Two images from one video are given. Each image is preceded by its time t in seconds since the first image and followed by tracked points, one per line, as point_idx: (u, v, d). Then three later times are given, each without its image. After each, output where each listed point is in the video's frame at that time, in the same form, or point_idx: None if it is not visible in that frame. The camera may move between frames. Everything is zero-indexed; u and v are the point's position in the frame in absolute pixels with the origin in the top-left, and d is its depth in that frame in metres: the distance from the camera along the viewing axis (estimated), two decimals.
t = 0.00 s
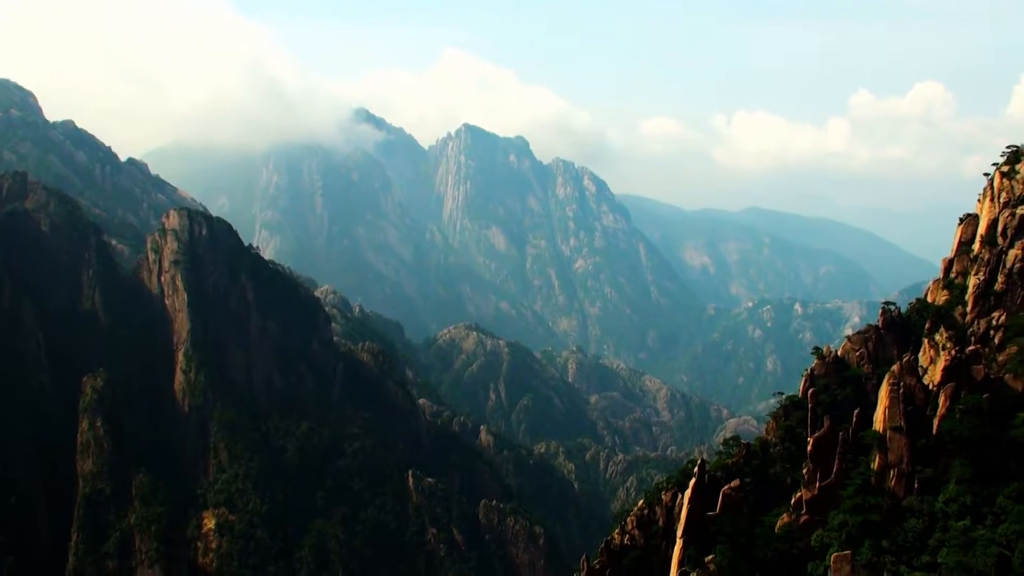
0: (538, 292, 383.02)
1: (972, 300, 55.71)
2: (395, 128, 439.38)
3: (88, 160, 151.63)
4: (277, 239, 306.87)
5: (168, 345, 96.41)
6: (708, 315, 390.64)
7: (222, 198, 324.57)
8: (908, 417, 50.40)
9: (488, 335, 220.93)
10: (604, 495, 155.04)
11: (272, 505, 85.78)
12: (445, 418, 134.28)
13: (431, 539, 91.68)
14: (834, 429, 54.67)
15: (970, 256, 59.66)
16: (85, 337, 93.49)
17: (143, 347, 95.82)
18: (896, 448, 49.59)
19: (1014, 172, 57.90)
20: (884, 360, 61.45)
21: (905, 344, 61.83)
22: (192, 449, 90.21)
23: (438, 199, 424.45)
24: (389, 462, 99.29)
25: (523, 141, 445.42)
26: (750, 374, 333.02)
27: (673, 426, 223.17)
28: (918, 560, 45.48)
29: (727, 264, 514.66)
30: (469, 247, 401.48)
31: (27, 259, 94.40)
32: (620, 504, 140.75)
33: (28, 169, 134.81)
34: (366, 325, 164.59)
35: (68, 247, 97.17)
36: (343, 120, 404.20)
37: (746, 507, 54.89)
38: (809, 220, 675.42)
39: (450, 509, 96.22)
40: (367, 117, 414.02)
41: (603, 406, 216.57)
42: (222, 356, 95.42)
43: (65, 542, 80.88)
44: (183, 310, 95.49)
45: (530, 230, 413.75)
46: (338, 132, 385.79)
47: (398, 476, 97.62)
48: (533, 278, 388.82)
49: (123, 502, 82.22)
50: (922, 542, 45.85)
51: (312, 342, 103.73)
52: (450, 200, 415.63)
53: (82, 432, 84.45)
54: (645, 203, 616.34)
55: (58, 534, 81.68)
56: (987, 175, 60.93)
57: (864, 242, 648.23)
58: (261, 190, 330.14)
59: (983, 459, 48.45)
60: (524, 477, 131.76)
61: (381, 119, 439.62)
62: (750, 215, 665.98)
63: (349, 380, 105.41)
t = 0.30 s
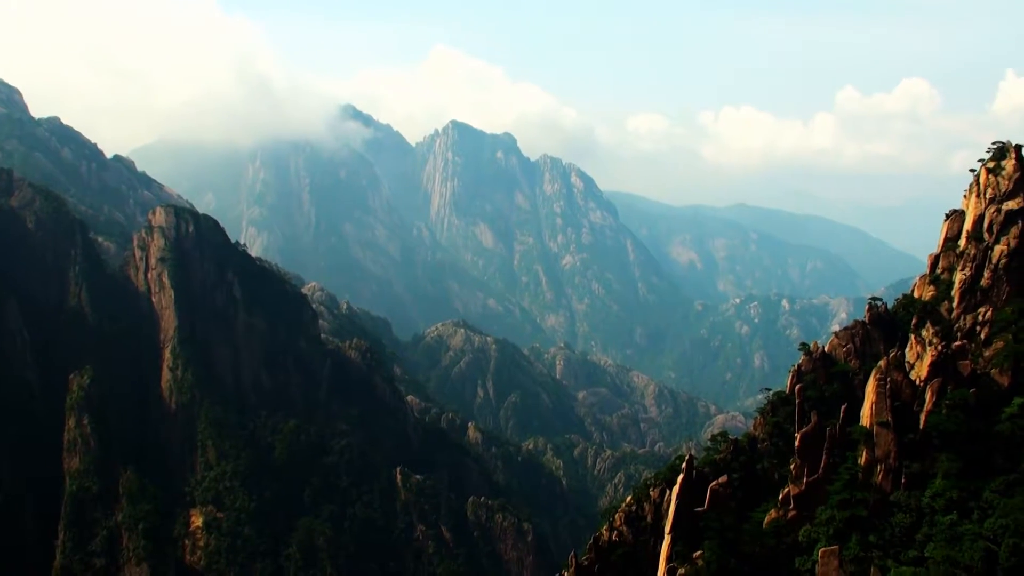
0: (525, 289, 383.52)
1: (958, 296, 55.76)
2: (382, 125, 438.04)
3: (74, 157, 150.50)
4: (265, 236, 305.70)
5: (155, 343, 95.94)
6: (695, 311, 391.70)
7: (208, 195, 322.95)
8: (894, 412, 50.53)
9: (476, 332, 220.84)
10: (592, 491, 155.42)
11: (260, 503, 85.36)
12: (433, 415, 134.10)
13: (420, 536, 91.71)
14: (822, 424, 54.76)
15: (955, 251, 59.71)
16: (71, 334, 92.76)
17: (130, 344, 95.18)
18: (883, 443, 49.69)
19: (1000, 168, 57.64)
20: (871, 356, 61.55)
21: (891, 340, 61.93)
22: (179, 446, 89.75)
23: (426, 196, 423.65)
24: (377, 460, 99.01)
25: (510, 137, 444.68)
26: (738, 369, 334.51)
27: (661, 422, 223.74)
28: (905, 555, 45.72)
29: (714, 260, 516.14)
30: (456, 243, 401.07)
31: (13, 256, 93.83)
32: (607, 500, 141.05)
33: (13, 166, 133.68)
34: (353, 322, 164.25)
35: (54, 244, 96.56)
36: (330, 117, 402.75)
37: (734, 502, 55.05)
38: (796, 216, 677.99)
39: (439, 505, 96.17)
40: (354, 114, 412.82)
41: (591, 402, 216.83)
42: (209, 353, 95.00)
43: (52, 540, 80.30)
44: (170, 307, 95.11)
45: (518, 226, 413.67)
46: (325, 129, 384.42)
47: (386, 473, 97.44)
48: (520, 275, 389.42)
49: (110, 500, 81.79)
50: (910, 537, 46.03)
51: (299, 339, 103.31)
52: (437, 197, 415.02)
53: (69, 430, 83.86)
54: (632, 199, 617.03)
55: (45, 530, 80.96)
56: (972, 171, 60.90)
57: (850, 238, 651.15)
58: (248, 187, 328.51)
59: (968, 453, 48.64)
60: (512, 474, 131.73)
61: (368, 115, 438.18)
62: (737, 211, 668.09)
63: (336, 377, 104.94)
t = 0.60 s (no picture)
0: (508, 286, 385.00)
1: (940, 292, 55.90)
2: (365, 122, 436.26)
3: (55, 155, 148.86)
4: (248, 234, 303.72)
5: (137, 342, 95.03)
6: (679, 308, 392.80)
7: (191, 193, 320.27)
8: (877, 408, 50.83)
9: (459, 330, 220.25)
10: (576, 488, 155.67)
11: (244, 502, 84.89)
12: (417, 413, 133.77)
13: (404, 534, 91.48)
14: (805, 421, 54.94)
15: (937, 248, 59.89)
16: (52, 332, 91.72)
17: (113, 343, 94.27)
18: (866, 439, 49.93)
19: (981, 164, 57.81)
20: (853, 353, 61.71)
21: (874, 336, 62.07)
22: (162, 446, 89.10)
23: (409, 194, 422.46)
24: (361, 458, 98.43)
25: (493, 135, 443.64)
26: (721, 366, 336.19)
27: (644, 419, 224.30)
28: (888, 550, 45.94)
29: (697, 257, 517.80)
30: (439, 241, 400.52)
31: None
32: (591, 498, 141.34)
33: None
34: (336, 319, 163.61)
35: (35, 243, 95.60)
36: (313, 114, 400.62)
37: (717, 499, 55.21)
38: (778, 214, 681.43)
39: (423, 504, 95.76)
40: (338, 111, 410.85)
41: (575, 399, 216.86)
42: (192, 352, 94.25)
43: (34, 540, 79.51)
44: (153, 306, 94.36)
45: (501, 224, 413.49)
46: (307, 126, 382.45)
47: (370, 471, 97.11)
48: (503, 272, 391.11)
49: (93, 499, 81.08)
50: (893, 532, 46.32)
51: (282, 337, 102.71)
52: (420, 195, 414.05)
53: (51, 429, 83.17)
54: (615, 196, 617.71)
55: (26, 531, 80.09)
56: (954, 167, 61.06)
57: (832, 235, 655.11)
58: (230, 184, 326.26)
59: (950, 449, 48.96)
60: (496, 472, 131.59)
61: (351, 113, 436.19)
62: (720, 208, 670.66)
63: (319, 375, 104.41)
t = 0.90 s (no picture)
0: (490, 285, 384.39)
1: (920, 289, 55.94)
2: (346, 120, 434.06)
3: (34, 153, 146.74)
4: (228, 233, 301.44)
5: (117, 341, 93.92)
6: (660, 306, 393.60)
7: (171, 191, 317.31)
8: (858, 405, 50.85)
9: (441, 328, 219.32)
10: (558, 486, 155.48)
11: (225, 501, 84.02)
12: (398, 412, 133.06)
13: (385, 533, 90.78)
14: (786, 418, 54.87)
15: (917, 245, 59.86)
16: (31, 332, 90.54)
17: (92, 343, 93.07)
18: (846, 437, 49.92)
19: (960, 162, 57.90)
20: (834, 350, 61.72)
21: (854, 334, 62.09)
22: (143, 446, 88.14)
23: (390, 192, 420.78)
24: (343, 457, 97.65)
25: (474, 133, 442.63)
26: (703, 364, 337.27)
27: (626, 417, 224.43)
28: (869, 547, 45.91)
29: (679, 255, 519.09)
30: (420, 239, 399.36)
31: None
32: (573, 496, 141.17)
33: None
34: (317, 318, 162.44)
35: (13, 242, 94.14)
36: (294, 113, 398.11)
37: (699, 497, 55.13)
38: (759, 212, 684.35)
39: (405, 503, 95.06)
40: (319, 110, 408.46)
41: (557, 398, 216.56)
42: (172, 351, 93.31)
43: (12, 540, 78.65)
44: (132, 305, 93.26)
45: (482, 222, 412.77)
46: (288, 124, 380.03)
47: (352, 470, 96.33)
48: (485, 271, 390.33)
49: (73, 500, 80.21)
50: (873, 529, 46.34)
51: (264, 336, 101.72)
52: (401, 193, 412.53)
53: (30, 430, 82.33)
54: (596, 195, 618.07)
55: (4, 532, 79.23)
56: (934, 165, 61.12)
57: (812, 232, 658.58)
58: (210, 183, 322.93)
59: (931, 446, 49.03)
60: (478, 471, 131.13)
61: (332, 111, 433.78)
62: (700, 207, 672.88)
63: (300, 374, 103.62)
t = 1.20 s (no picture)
0: (471, 284, 383.84)
1: (900, 287, 55.99)
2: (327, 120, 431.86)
3: (12, 152, 144.70)
4: (208, 233, 299.19)
5: (96, 340, 92.70)
6: (642, 305, 394.56)
7: (150, 191, 314.29)
8: (838, 404, 50.95)
9: (423, 328, 218.57)
10: (540, 485, 155.44)
11: (206, 502, 83.34)
12: (380, 411, 132.52)
13: (367, 533, 90.22)
14: (767, 417, 54.93)
15: (897, 244, 59.92)
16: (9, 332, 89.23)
17: (70, 343, 91.74)
18: (827, 435, 50.14)
19: (940, 161, 58.04)
20: (815, 348, 61.81)
21: (835, 332, 62.18)
22: (123, 446, 87.17)
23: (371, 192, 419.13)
24: (324, 458, 97.06)
25: (456, 132, 441.63)
26: (684, 363, 338.48)
27: (608, 417, 224.67)
28: (850, 544, 46.18)
29: (660, 254, 520.69)
30: (401, 239, 398.14)
31: None
32: (555, 495, 141.17)
33: None
34: (298, 318, 161.48)
35: None
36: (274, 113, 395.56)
37: (680, 495, 55.22)
38: (739, 211, 687.18)
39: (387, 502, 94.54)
40: (300, 109, 406.02)
41: (538, 397, 216.42)
42: (152, 351, 92.29)
43: None
44: (112, 305, 92.15)
45: (464, 222, 412.05)
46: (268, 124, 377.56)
47: (333, 470, 95.82)
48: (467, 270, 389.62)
49: (52, 500, 79.30)
50: (854, 527, 46.56)
51: (244, 336, 100.94)
52: (383, 193, 410.98)
53: (8, 431, 81.09)
54: (578, 194, 618.48)
55: None
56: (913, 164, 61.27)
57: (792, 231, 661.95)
58: (191, 183, 320.23)
59: (911, 444, 49.17)
60: (460, 471, 130.84)
61: (312, 111, 431.38)
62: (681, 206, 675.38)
63: (281, 374, 102.85)
